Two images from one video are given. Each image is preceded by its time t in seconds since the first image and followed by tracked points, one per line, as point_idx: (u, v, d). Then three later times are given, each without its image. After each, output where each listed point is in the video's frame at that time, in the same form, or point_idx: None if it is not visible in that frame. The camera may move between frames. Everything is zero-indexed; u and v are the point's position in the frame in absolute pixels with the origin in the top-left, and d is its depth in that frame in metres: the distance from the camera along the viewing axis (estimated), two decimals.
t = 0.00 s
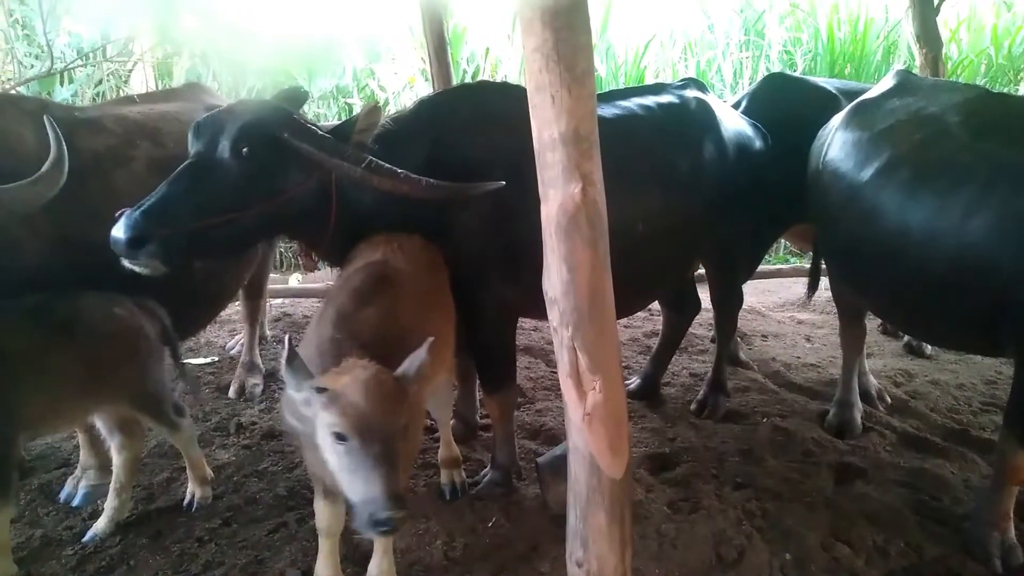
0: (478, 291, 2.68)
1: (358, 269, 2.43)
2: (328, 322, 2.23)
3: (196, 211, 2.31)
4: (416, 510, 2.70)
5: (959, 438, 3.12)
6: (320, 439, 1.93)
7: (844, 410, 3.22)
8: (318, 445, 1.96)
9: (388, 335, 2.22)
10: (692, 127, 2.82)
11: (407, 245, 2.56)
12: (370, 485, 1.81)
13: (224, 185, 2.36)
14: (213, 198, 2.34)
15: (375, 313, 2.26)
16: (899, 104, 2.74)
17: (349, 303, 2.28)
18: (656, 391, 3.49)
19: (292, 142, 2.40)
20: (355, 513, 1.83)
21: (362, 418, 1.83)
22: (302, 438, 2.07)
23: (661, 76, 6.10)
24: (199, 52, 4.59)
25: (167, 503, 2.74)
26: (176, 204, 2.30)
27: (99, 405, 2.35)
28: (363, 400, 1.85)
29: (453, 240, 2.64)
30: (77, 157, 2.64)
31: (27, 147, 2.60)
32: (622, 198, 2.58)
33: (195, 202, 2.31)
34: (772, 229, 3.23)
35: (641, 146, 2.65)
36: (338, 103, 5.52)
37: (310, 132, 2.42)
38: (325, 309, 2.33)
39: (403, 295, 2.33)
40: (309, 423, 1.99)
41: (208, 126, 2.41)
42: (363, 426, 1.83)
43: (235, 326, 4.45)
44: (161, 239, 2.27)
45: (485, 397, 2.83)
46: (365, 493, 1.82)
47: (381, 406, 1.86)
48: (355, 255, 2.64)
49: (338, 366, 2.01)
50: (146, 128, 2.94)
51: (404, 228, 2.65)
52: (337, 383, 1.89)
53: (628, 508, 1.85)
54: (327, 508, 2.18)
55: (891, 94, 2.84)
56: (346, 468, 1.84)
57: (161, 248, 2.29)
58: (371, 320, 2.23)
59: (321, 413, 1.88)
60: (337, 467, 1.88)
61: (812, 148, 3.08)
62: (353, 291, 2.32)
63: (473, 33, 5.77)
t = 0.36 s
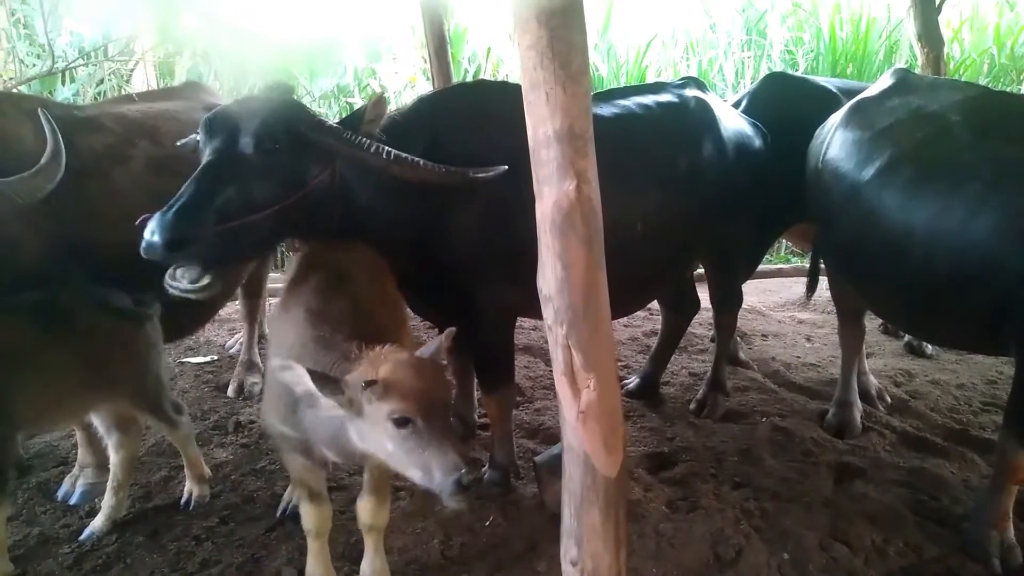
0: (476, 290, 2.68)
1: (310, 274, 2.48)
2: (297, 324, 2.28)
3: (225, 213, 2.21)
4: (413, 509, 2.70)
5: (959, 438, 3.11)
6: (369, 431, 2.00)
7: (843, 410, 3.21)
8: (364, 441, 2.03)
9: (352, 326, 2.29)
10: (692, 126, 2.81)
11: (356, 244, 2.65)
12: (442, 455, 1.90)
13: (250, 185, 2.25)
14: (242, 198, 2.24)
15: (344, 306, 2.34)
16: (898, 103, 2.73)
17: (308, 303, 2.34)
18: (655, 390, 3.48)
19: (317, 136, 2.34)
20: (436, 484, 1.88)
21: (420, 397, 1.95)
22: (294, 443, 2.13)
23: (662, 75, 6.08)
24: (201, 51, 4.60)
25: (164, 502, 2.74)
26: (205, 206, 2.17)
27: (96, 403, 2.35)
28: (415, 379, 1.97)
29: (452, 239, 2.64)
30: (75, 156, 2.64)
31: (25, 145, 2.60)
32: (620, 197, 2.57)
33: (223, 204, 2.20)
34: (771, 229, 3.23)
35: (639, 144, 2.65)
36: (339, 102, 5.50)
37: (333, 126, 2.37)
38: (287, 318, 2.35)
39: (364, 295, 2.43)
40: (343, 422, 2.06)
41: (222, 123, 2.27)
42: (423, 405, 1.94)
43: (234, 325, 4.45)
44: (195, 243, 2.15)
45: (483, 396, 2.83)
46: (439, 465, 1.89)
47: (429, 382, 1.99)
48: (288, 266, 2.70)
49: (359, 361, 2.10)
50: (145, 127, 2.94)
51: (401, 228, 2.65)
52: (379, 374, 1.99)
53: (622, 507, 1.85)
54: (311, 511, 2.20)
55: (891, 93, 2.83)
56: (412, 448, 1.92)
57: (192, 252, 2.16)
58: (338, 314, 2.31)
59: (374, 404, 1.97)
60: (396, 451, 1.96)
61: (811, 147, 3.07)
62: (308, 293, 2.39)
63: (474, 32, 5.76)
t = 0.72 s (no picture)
0: (464, 292, 2.67)
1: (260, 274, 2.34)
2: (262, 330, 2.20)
3: (247, 207, 2.27)
4: (401, 511, 2.69)
5: (951, 439, 3.09)
6: (351, 437, 1.97)
7: (836, 411, 3.19)
8: (343, 447, 2.00)
9: (318, 324, 2.29)
10: (681, 125, 2.79)
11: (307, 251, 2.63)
12: (424, 460, 1.88)
13: (267, 178, 2.28)
14: (261, 190, 2.28)
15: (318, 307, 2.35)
16: (892, 103, 2.71)
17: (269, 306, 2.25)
18: (647, 392, 3.47)
19: (328, 129, 2.33)
20: (418, 488, 1.87)
21: (405, 399, 1.93)
22: (274, 454, 2.12)
23: (659, 75, 6.06)
24: (194, 52, 4.59)
25: (151, 506, 2.73)
26: (227, 200, 2.23)
27: (80, 408, 2.33)
28: (400, 382, 1.96)
29: (440, 241, 2.63)
30: (60, 157, 2.63)
31: (10, 148, 2.59)
32: (608, 198, 2.56)
33: (243, 198, 2.25)
34: (763, 230, 3.21)
35: (628, 145, 2.63)
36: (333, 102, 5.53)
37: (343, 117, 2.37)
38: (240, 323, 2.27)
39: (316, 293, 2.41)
40: (320, 429, 2.02)
41: (232, 114, 2.26)
42: (408, 407, 1.92)
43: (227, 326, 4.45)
44: (221, 237, 2.24)
45: (472, 398, 2.83)
46: (422, 469, 1.87)
47: (410, 383, 1.98)
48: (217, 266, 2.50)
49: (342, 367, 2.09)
50: (131, 128, 2.93)
51: (388, 229, 2.64)
52: (362, 379, 1.97)
53: (604, 511, 1.83)
54: (287, 517, 2.23)
55: (885, 93, 2.82)
56: (395, 452, 1.90)
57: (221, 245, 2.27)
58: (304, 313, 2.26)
59: (359, 408, 1.93)
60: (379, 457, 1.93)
61: (803, 147, 3.05)
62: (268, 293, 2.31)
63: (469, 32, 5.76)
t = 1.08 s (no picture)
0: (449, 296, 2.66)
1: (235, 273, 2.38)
2: (234, 330, 2.21)
3: (332, 219, 2.24)
4: (387, 516, 2.68)
5: (940, 442, 3.08)
6: (323, 434, 1.95)
7: (825, 413, 3.18)
8: (316, 444, 1.97)
9: (300, 328, 2.28)
10: (666, 128, 2.78)
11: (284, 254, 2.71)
12: (399, 454, 1.87)
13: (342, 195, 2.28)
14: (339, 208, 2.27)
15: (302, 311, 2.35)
16: (883, 105, 2.70)
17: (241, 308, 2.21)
18: (637, 395, 3.46)
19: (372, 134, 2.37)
20: (394, 483, 1.85)
21: (377, 396, 1.92)
22: (255, 454, 2.11)
23: (653, 77, 6.05)
24: (184, 53, 4.59)
25: (136, 510, 2.72)
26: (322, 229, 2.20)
27: (62, 412, 2.32)
28: (370, 379, 1.95)
29: (424, 245, 2.62)
30: (44, 160, 2.62)
31: None
32: (593, 201, 2.55)
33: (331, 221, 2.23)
34: (751, 232, 3.20)
35: (614, 148, 2.62)
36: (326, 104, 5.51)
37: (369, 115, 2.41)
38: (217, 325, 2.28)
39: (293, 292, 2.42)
40: (291, 428, 1.99)
41: (279, 136, 2.15)
42: (380, 404, 1.92)
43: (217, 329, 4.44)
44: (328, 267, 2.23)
45: (459, 401, 2.82)
46: (397, 463, 1.86)
47: (382, 379, 1.96)
48: (195, 271, 2.53)
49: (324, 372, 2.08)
50: (116, 131, 2.92)
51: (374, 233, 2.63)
52: (334, 378, 1.96)
53: (584, 518, 1.82)
54: (271, 519, 2.20)
55: (876, 95, 2.81)
56: (369, 447, 1.89)
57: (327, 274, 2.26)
58: (277, 311, 2.26)
59: (331, 407, 1.93)
60: (353, 454, 1.91)
61: (795, 150, 3.04)
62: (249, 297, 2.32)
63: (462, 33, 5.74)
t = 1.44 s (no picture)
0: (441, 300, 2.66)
1: (250, 273, 2.29)
2: (249, 330, 2.12)
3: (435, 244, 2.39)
4: (379, 520, 2.68)
5: (934, 445, 3.08)
6: (332, 434, 2.01)
7: (819, 416, 3.18)
8: (325, 444, 2.03)
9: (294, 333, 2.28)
10: (656, 131, 2.78)
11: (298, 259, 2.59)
12: (406, 457, 1.95)
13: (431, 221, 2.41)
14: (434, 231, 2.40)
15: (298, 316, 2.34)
16: (879, 110, 2.71)
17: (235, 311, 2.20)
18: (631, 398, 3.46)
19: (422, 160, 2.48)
20: (399, 485, 1.93)
21: (383, 401, 2.00)
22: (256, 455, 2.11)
23: (649, 79, 6.04)
24: (178, 56, 4.58)
25: (128, 514, 2.73)
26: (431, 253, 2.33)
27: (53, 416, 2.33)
28: (379, 385, 2.02)
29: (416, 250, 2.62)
30: (36, 164, 2.62)
31: None
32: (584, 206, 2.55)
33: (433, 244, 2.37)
34: (745, 236, 3.20)
35: (606, 153, 2.63)
36: (321, 107, 5.51)
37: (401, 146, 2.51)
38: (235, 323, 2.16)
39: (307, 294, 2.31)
40: (301, 426, 2.03)
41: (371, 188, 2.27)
42: (387, 409, 1.99)
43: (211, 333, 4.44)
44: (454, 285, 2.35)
45: (453, 405, 2.83)
46: (404, 466, 1.94)
47: (390, 385, 2.04)
48: (207, 270, 2.44)
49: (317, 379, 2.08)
50: (109, 135, 2.92)
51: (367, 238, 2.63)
52: (344, 380, 2.01)
53: (573, 523, 1.82)
54: (273, 520, 2.21)
55: (870, 99, 2.81)
56: (378, 451, 1.96)
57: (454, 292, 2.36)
58: (293, 310, 2.18)
59: (340, 410, 1.99)
60: (360, 455, 1.99)
61: (789, 153, 3.04)
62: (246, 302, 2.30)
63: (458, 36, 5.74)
